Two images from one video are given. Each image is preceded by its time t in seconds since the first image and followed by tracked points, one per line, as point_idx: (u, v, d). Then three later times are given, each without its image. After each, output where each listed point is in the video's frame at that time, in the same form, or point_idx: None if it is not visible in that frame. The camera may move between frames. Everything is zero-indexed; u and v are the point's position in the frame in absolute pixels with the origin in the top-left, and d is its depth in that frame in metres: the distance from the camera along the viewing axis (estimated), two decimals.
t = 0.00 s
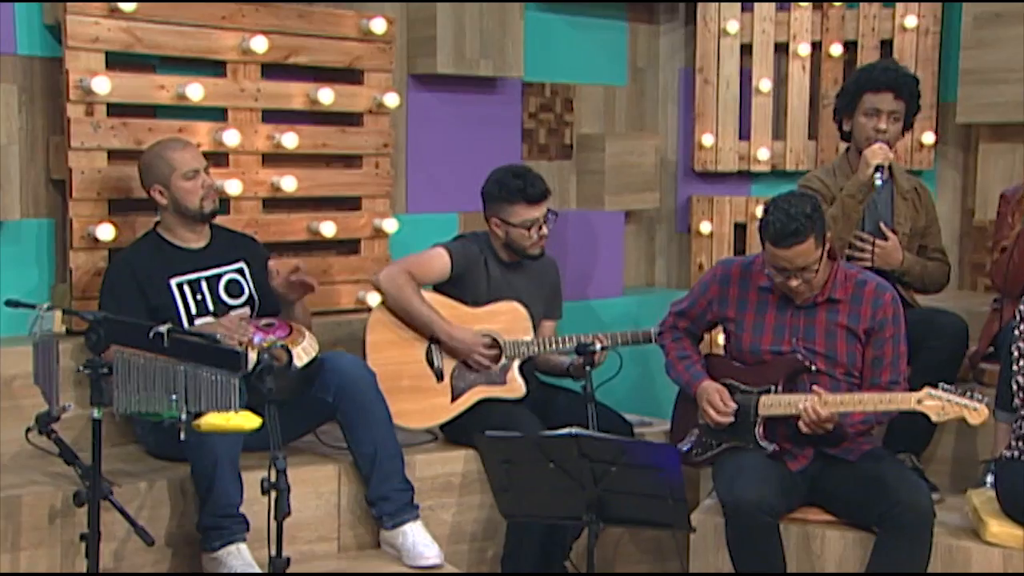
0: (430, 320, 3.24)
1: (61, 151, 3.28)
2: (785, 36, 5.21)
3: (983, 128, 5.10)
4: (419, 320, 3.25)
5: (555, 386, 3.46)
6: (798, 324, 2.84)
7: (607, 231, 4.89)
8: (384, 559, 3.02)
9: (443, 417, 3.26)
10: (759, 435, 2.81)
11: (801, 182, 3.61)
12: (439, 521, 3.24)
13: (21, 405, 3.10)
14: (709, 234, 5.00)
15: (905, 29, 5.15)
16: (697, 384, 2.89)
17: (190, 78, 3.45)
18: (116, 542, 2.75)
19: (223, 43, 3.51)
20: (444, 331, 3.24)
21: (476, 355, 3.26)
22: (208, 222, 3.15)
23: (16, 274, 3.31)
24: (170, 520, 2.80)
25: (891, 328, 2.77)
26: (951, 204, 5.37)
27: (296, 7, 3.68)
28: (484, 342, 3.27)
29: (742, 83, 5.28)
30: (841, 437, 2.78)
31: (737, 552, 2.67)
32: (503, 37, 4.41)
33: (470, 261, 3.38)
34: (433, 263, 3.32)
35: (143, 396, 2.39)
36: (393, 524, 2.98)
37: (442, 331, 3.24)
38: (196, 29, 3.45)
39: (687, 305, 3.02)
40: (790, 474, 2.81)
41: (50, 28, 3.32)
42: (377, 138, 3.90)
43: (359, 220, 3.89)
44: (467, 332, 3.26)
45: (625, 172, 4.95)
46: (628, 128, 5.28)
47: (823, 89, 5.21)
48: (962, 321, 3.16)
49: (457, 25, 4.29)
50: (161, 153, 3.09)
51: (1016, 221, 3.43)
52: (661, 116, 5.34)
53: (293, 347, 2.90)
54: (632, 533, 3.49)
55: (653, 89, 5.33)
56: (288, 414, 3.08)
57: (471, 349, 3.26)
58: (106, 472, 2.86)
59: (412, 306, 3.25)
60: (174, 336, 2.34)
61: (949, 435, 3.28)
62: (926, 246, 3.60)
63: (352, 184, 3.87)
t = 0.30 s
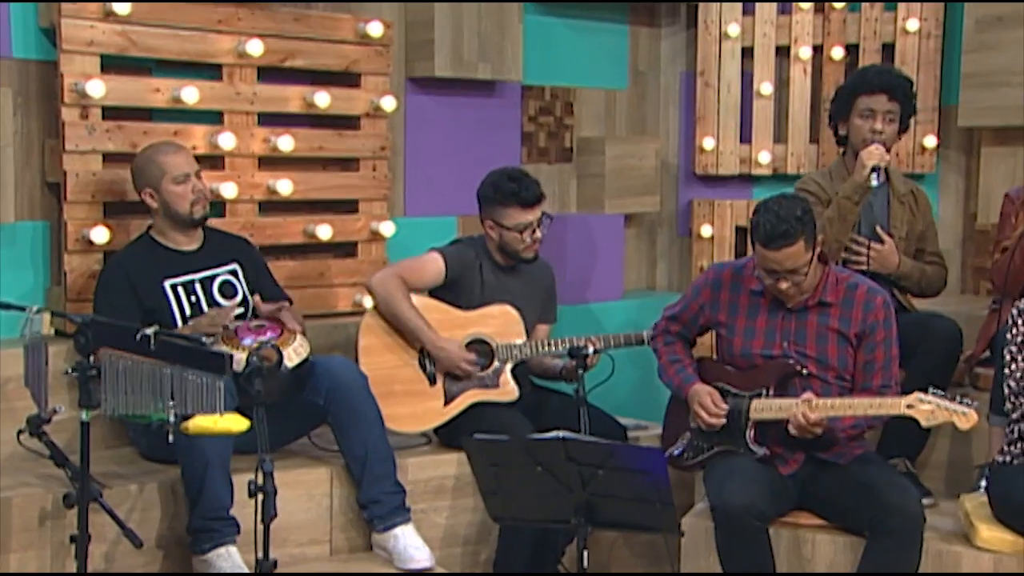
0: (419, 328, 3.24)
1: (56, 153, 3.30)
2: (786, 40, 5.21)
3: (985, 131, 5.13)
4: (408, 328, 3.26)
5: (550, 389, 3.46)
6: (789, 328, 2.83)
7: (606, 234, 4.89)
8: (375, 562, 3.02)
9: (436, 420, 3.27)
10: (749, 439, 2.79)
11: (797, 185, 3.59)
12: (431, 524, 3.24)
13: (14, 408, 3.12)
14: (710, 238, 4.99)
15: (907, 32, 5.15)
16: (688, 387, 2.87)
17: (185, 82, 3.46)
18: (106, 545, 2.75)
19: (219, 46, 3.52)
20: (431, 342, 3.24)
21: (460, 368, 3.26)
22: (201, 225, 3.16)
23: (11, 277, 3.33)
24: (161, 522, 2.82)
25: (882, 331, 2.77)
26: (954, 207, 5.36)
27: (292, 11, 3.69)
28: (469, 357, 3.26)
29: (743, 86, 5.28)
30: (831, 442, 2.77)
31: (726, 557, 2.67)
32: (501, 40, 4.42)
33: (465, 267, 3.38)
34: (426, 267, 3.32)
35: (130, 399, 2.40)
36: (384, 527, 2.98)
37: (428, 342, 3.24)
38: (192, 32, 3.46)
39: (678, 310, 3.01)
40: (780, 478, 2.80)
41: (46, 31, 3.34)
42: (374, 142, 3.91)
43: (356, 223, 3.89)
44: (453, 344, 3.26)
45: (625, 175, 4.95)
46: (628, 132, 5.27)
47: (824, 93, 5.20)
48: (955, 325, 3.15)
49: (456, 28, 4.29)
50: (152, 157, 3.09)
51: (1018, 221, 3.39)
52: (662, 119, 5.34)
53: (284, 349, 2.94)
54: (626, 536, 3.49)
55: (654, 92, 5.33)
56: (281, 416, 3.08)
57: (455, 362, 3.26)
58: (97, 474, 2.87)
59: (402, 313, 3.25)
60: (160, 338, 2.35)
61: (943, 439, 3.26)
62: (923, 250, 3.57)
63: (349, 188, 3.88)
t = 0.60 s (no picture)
0: (391, 338, 3.25)
1: (36, 158, 3.31)
2: (773, 45, 5.23)
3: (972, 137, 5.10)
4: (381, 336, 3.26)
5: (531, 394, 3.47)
6: (766, 332, 2.83)
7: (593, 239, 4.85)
8: (353, 566, 3.02)
9: (414, 425, 3.28)
10: (726, 443, 2.79)
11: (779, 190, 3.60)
12: (410, 529, 3.24)
13: None
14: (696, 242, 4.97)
15: (893, 38, 5.17)
16: (665, 393, 2.87)
17: (166, 86, 3.47)
18: (81, 550, 2.75)
19: (201, 50, 3.53)
20: (401, 352, 3.24)
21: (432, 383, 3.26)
22: (178, 230, 3.16)
23: None
24: (137, 526, 2.82)
25: (858, 335, 2.77)
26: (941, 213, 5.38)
27: (275, 15, 3.69)
28: (439, 373, 3.26)
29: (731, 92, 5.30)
30: (809, 446, 2.78)
31: (701, 562, 2.67)
32: (486, 45, 4.43)
33: (444, 273, 3.39)
34: (406, 274, 3.34)
35: (104, 403, 2.39)
36: (362, 531, 2.98)
37: (400, 352, 3.24)
38: (173, 37, 3.47)
39: (656, 315, 3.01)
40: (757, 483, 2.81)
41: (25, 36, 3.35)
42: (358, 146, 3.91)
43: (339, 228, 3.90)
44: (426, 359, 3.25)
45: (612, 180, 4.96)
46: (616, 137, 5.28)
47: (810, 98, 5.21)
48: (934, 330, 3.16)
49: (440, 33, 4.30)
50: (126, 162, 3.10)
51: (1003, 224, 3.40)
52: (649, 125, 5.35)
53: (262, 357, 2.91)
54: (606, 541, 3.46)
55: (641, 97, 5.34)
56: (260, 420, 3.08)
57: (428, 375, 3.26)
58: (73, 478, 2.87)
59: (376, 322, 3.26)
60: (131, 343, 2.34)
61: (922, 443, 3.28)
62: (904, 256, 3.55)
63: (333, 192, 3.88)
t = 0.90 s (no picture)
0: (372, 324, 3.25)
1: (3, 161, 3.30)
2: (749, 49, 5.26)
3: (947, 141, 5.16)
4: (361, 327, 3.26)
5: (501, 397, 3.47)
6: (732, 335, 2.84)
7: (569, 245, 4.76)
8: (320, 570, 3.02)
9: (383, 428, 3.26)
10: (692, 447, 2.79)
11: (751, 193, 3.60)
12: (378, 533, 3.24)
13: None
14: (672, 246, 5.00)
15: (869, 42, 5.20)
16: (632, 397, 2.88)
17: (136, 89, 3.48)
18: (44, 554, 2.75)
19: (171, 54, 3.53)
20: (388, 332, 3.26)
21: (425, 352, 3.28)
22: (145, 233, 3.17)
23: None
24: (103, 531, 2.82)
25: (824, 337, 2.77)
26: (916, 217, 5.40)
27: (246, 19, 3.69)
28: (431, 343, 3.29)
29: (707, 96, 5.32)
30: (774, 449, 2.80)
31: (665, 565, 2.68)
32: (460, 49, 4.43)
33: (414, 276, 3.39)
34: (373, 276, 3.32)
35: (65, 406, 2.39)
36: (329, 535, 2.97)
37: (386, 333, 3.25)
38: (143, 40, 3.47)
39: (624, 319, 3.02)
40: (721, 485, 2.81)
41: None
42: (330, 149, 3.91)
43: (312, 231, 3.90)
44: (414, 334, 3.28)
45: (588, 184, 4.97)
46: (593, 140, 5.29)
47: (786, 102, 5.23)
48: (900, 334, 3.21)
49: (414, 36, 4.30)
50: (92, 167, 3.10)
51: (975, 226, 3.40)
52: (627, 128, 5.36)
53: (229, 356, 2.93)
54: (576, 545, 3.45)
55: (619, 101, 5.34)
56: (228, 424, 3.09)
57: (417, 350, 3.28)
58: (38, 483, 2.86)
59: (354, 313, 3.26)
60: (92, 347, 2.33)
61: (890, 446, 3.30)
62: (874, 260, 3.54)
63: (305, 196, 3.88)
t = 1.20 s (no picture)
0: (334, 335, 3.25)
1: None
2: (718, 53, 5.28)
3: (914, 144, 5.19)
4: (323, 337, 3.26)
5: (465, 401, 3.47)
6: (691, 337, 2.87)
7: (539, 248, 4.78)
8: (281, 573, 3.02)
9: (346, 432, 3.27)
10: (652, 449, 2.81)
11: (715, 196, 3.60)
12: (340, 536, 3.24)
13: None
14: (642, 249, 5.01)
15: (837, 46, 5.26)
16: (592, 399, 2.89)
17: (97, 90, 3.49)
18: None
19: (133, 55, 3.53)
20: (348, 347, 3.25)
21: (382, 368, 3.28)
22: (105, 236, 3.15)
23: None
24: (59, 535, 2.81)
25: (781, 337, 2.81)
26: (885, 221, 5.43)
27: (210, 20, 3.68)
28: (389, 358, 3.28)
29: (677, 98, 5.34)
30: (732, 450, 2.81)
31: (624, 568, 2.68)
32: (429, 51, 4.44)
33: (378, 279, 3.40)
34: (338, 279, 3.33)
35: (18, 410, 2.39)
36: (290, 538, 2.96)
37: (346, 346, 3.25)
38: (105, 42, 3.47)
39: (585, 322, 3.02)
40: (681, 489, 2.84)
41: None
42: (296, 152, 3.90)
43: (278, 234, 3.88)
44: (373, 348, 3.27)
45: (558, 186, 4.98)
46: (563, 143, 5.30)
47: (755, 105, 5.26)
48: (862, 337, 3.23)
49: (382, 38, 4.30)
50: (51, 169, 3.08)
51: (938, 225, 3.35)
52: (598, 131, 5.35)
53: (188, 360, 2.93)
54: (540, 547, 3.46)
55: (589, 105, 5.34)
56: (188, 428, 3.07)
57: (375, 364, 3.28)
58: None
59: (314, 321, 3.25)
60: (44, 349, 2.34)
61: (852, 448, 3.32)
62: (840, 262, 3.50)
63: (270, 198, 3.87)
